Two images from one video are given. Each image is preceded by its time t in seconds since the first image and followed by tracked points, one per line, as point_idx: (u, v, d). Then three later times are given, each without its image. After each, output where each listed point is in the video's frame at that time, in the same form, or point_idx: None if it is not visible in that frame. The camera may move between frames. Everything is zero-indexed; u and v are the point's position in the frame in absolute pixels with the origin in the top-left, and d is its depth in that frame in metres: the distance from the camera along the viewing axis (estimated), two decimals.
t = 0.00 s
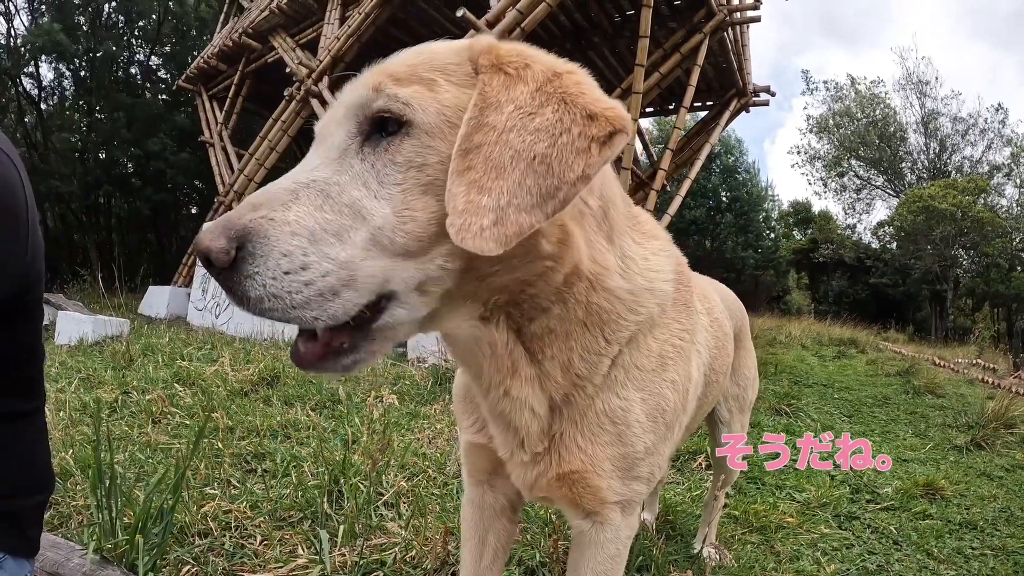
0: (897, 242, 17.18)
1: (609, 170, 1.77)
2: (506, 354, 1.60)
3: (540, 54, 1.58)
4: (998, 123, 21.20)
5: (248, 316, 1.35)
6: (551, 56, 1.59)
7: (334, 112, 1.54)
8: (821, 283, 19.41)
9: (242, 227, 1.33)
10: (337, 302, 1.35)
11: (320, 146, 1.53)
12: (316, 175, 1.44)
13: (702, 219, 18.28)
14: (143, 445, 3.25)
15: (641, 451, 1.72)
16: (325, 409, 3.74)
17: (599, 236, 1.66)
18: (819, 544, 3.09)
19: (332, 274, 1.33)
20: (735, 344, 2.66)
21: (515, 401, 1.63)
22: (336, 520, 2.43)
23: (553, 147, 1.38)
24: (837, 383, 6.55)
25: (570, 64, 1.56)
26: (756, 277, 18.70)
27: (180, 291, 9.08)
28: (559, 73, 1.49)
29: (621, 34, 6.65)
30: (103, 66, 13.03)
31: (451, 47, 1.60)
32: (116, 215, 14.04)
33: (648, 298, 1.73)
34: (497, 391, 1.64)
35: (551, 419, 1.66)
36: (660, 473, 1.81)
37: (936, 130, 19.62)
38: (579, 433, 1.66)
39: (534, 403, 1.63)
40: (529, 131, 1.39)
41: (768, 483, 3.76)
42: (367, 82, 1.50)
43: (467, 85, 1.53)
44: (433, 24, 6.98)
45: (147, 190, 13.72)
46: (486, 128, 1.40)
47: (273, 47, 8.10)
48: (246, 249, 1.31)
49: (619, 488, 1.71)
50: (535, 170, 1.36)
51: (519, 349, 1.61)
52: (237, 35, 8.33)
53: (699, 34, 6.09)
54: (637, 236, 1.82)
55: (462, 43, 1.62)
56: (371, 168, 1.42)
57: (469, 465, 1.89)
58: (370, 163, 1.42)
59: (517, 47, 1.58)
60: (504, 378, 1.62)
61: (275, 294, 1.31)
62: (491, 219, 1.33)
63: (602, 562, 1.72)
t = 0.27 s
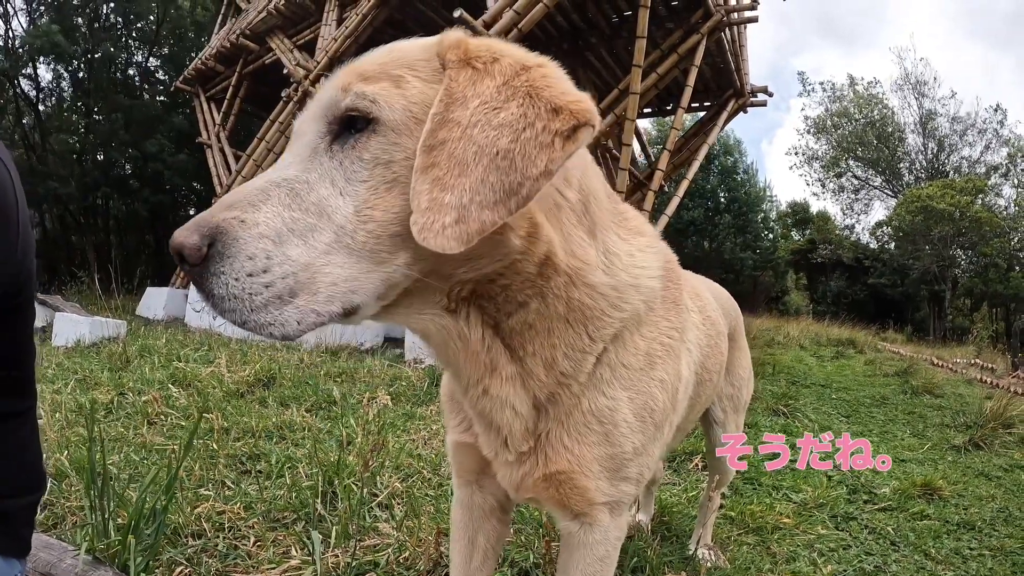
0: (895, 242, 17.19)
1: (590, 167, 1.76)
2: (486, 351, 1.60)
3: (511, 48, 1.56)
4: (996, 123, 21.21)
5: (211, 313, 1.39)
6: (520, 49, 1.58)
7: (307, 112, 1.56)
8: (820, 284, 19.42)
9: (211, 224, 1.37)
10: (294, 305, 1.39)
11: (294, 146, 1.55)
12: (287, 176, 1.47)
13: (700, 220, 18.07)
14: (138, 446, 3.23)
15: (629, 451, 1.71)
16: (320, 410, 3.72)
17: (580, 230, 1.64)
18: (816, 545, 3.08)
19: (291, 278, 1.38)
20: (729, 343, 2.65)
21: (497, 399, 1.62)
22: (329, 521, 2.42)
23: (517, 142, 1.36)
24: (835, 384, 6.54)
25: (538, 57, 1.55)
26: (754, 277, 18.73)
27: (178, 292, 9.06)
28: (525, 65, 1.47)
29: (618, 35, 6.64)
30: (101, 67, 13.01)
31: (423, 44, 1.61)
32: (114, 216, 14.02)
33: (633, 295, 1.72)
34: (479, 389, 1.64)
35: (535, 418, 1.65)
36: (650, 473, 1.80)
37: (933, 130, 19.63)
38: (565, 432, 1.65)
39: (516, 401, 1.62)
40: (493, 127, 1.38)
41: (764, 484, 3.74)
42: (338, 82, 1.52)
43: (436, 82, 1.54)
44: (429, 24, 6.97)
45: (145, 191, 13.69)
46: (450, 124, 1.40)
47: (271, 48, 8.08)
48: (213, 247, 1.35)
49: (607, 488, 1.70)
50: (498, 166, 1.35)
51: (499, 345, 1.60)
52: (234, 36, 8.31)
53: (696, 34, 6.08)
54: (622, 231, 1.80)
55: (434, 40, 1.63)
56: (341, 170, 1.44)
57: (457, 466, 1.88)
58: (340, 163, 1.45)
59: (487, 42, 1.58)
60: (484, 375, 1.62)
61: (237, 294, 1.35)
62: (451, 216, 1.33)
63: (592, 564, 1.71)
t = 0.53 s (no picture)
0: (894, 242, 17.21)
1: (572, 167, 1.76)
2: (467, 352, 1.59)
3: (487, 49, 1.57)
4: (994, 123, 21.23)
5: (190, 311, 1.41)
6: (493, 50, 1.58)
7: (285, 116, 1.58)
8: (818, 284, 19.44)
9: (190, 224, 1.39)
10: (270, 304, 1.40)
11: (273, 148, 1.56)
12: (265, 177, 1.48)
13: (698, 220, 18.02)
14: (135, 448, 3.21)
15: (615, 453, 1.70)
16: (316, 412, 3.71)
17: (561, 230, 1.64)
18: (812, 546, 3.08)
19: (267, 277, 1.39)
20: (722, 345, 2.64)
21: (479, 399, 1.62)
22: (325, 522, 2.41)
23: (488, 142, 1.37)
24: (833, 384, 6.54)
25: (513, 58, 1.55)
26: (753, 278, 18.75)
27: (176, 293, 9.05)
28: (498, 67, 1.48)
29: (617, 36, 6.65)
30: (99, 68, 13.00)
31: (400, 46, 1.62)
32: (112, 217, 14.00)
33: (616, 295, 1.71)
34: (461, 390, 1.63)
35: (520, 419, 1.65)
36: (638, 475, 1.79)
37: (932, 130, 19.64)
38: (549, 433, 1.65)
39: (499, 401, 1.62)
40: (465, 127, 1.38)
41: (761, 485, 3.73)
42: (315, 86, 1.54)
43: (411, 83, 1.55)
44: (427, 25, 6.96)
45: (143, 193, 13.67)
46: (422, 125, 1.41)
47: (268, 50, 8.07)
48: (192, 245, 1.37)
49: (594, 490, 1.69)
50: (469, 167, 1.36)
51: (480, 346, 1.60)
52: (232, 38, 8.30)
53: (695, 35, 6.07)
54: (605, 232, 1.80)
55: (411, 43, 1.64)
56: (316, 172, 1.45)
57: (446, 468, 1.87)
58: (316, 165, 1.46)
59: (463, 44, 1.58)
60: (466, 376, 1.62)
61: (214, 292, 1.37)
62: (422, 216, 1.34)
63: (580, 566, 1.70)
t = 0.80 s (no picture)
0: (892, 242, 17.21)
1: (546, 166, 1.75)
2: (437, 355, 1.58)
3: (452, 46, 1.55)
4: (993, 123, 21.24)
5: (155, 312, 1.44)
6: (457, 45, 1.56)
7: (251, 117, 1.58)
8: (817, 284, 19.43)
9: (154, 227, 1.42)
10: (231, 306, 1.41)
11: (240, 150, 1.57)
12: (229, 180, 1.49)
13: (696, 221, 18.01)
14: (128, 450, 3.19)
15: (595, 460, 1.68)
16: (310, 414, 3.69)
17: (533, 231, 1.62)
18: (807, 549, 3.06)
19: (227, 278, 1.41)
20: (712, 348, 2.62)
21: (452, 404, 1.60)
22: (315, 526, 2.40)
23: (447, 140, 1.35)
24: (830, 385, 6.52)
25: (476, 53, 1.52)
26: (752, 279, 18.75)
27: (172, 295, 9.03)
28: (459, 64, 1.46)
29: (613, 37, 6.65)
30: (97, 70, 13.00)
31: (366, 45, 1.60)
32: (109, 219, 13.97)
33: (593, 298, 1.70)
34: (433, 395, 1.62)
35: (496, 425, 1.63)
36: (620, 482, 1.77)
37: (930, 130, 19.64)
38: (527, 440, 1.63)
39: (473, 406, 1.60)
40: (424, 125, 1.36)
41: (756, 488, 3.71)
42: (279, 87, 1.53)
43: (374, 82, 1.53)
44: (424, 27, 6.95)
45: (140, 195, 13.64)
46: (381, 124, 1.39)
47: (265, 51, 8.06)
48: (155, 247, 1.40)
49: (574, 497, 1.67)
50: (427, 166, 1.34)
51: (452, 349, 1.58)
52: (229, 39, 8.29)
53: (691, 36, 6.07)
54: (583, 234, 1.78)
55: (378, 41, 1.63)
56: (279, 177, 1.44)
57: (427, 474, 1.85)
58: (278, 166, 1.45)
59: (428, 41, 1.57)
60: (438, 380, 1.60)
61: (175, 294, 1.39)
62: (380, 217, 1.33)
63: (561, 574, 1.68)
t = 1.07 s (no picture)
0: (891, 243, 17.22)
1: (533, 156, 1.72)
2: (421, 351, 1.56)
3: (434, 31, 1.53)
4: (991, 124, 21.25)
5: (128, 302, 1.43)
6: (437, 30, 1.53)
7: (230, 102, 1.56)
8: (816, 285, 19.42)
9: (128, 214, 1.41)
10: (203, 296, 1.39)
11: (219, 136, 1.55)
12: (205, 166, 1.48)
13: (696, 222, 18.00)
14: (122, 452, 3.16)
15: (586, 462, 1.66)
16: (306, 416, 3.67)
17: (519, 223, 1.60)
18: (807, 551, 3.04)
19: (200, 268, 1.39)
20: (708, 348, 2.60)
21: (437, 402, 1.59)
22: (308, 528, 2.38)
23: (423, 124, 1.32)
24: (829, 386, 6.50)
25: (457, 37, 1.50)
26: (750, 280, 18.75)
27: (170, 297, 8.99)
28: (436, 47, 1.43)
29: (612, 38, 6.64)
30: (95, 72, 13.00)
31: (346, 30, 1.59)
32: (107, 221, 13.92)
33: (583, 293, 1.68)
34: (418, 392, 1.60)
35: (483, 424, 1.61)
36: (613, 484, 1.75)
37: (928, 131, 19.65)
38: (515, 440, 1.60)
39: (459, 404, 1.58)
40: (400, 109, 1.34)
41: (755, 489, 3.69)
42: (256, 72, 1.51)
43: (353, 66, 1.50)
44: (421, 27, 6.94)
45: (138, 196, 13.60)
46: (359, 108, 1.37)
47: (264, 52, 8.05)
48: (127, 236, 1.39)
49: (565, 500, 1.65)
50: (403, 150, 1.32)
51: (435, 344, 1.56)
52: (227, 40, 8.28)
53: (690, 36, 6.05)
54: (573, 228, 1.76)
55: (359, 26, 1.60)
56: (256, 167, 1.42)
57: (417, 476, 1.83)
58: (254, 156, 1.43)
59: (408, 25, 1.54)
60: (422, 377, 1.58)
61: (147, 282, 1.37)
62: (354, 204, 1.30)
63: None
